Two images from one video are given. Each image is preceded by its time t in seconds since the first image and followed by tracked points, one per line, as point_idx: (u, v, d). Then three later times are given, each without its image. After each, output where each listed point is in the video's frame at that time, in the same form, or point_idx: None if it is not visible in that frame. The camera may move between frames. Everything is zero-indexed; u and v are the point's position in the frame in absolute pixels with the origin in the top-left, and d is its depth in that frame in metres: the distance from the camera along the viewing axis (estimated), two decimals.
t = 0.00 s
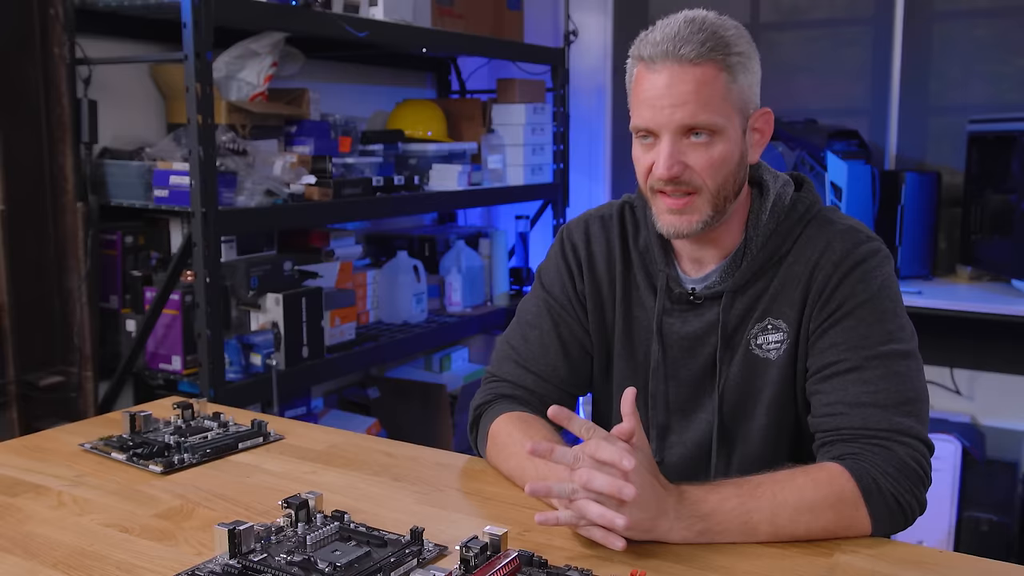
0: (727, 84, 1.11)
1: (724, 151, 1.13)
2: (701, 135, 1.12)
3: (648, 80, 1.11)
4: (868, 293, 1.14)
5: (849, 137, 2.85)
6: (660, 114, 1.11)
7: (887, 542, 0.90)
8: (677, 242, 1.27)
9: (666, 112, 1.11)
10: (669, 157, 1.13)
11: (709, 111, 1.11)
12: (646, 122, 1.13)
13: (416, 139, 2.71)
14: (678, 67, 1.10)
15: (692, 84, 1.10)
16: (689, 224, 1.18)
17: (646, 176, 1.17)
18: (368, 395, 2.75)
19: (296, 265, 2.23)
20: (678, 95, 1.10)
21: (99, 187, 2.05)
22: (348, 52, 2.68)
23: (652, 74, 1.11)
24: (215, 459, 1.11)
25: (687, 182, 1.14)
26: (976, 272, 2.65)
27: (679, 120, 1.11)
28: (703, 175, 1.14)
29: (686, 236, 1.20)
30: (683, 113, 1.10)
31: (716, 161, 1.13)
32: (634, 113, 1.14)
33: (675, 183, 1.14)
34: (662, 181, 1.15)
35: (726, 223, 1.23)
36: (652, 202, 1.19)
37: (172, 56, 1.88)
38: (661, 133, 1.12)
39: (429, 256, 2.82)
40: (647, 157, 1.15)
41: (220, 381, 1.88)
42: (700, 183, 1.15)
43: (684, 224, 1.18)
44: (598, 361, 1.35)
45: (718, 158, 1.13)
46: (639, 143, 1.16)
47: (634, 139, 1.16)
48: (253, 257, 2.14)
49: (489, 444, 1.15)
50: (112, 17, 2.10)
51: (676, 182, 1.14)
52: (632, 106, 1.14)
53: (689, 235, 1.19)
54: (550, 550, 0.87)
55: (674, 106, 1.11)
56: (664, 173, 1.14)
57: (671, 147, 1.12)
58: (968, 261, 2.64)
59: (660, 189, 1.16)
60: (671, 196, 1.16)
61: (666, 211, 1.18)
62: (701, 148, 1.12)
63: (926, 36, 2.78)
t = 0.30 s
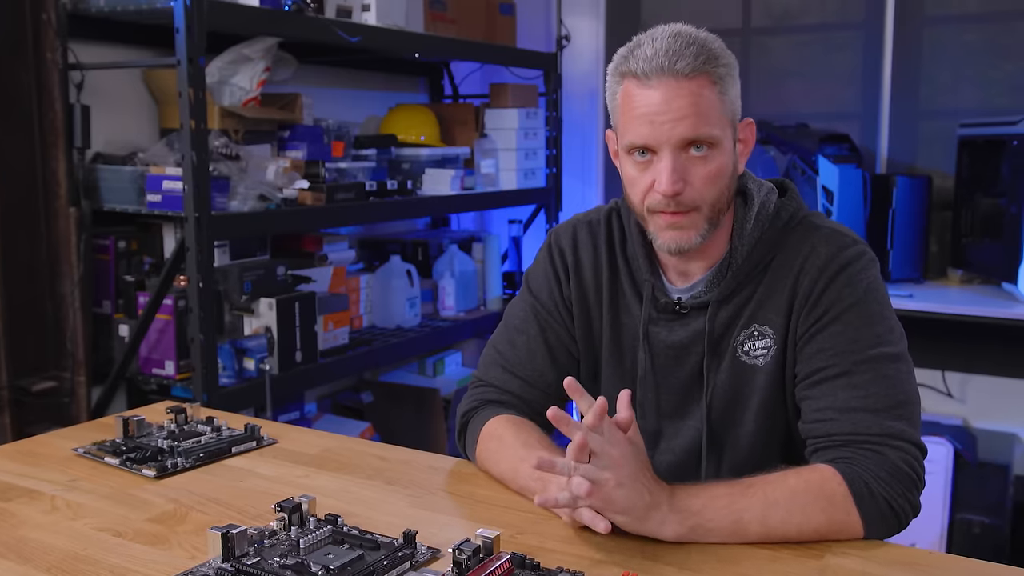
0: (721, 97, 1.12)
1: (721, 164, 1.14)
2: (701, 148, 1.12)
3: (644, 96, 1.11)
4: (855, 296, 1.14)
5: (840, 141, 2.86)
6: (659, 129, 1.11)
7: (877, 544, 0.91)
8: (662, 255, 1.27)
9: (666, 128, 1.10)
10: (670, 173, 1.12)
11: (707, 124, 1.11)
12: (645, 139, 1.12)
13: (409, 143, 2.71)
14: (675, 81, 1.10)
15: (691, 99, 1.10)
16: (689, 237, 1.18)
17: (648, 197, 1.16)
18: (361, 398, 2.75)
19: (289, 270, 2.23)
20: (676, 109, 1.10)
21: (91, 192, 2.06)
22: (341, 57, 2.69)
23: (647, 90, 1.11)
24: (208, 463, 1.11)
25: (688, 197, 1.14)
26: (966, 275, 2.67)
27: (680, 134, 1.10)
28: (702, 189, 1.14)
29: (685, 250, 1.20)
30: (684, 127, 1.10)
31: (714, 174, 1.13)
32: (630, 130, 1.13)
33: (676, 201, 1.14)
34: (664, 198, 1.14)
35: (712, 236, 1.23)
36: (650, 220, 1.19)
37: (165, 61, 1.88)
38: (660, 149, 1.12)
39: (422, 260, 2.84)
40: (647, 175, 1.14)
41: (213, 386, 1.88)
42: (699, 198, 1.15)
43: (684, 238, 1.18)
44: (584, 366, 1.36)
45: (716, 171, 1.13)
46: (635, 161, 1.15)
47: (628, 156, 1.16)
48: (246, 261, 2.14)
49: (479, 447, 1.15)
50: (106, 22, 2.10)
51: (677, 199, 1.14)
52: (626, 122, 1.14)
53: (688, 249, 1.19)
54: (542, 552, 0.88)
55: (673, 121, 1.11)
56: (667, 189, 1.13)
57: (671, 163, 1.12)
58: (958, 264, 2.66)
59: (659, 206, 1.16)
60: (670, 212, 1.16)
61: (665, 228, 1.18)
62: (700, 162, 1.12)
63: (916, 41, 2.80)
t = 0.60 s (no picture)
0: (723, 103, 1.12)
1: (722, 169, 1.14)
2: (702, 154, 1.12)
3: (647, 102, 1.11)
4: (854, 298, 1.14)
5: (842, 144, 2.86)
6: (661, 135, 1.11)
7: (879, 546, 0.91)
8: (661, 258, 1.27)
9: (668, 133, 1.11)
10: (671, 178, 1.12)
11: (709, 130, 1.11)
12: (647, 144, 1.12)
13: (410, 145, 2.71)
14: (677, 87, 1.10)
15: (693, 105, 1.10)
16: (688, 243, 1.18)
17: (648, 201, 1.16)
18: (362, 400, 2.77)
19: (291, 271, 2.23)
20: (678, 115, 1.10)
21: (94, 192, 2.02)
22: (343, 59, 2.69)
23: (650, 95, 1.11)
24: (211, 463, 1.11)
25: (688, 203, 1.14)
26: (968, 278, 2.67)
27: (682, 140, 1.11)
28: (703, 195, 1.14)
29: (685, 256, 1.20)
30: (686, 133, 1.10)
31: (715, 180, 1.14)
32: (631, 135, 1.14)
33: (677, 206, 1.15)
34: (664, 203, 1.14)
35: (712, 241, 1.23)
36: (649, 225, 1.19)
37: (168, 61, 1.88)
38: (661, 154, 1.12)
39: (424, 261, 2.83)
40: (648, 180, 1.15)
41: (215, 386, 1.88)
42: (699, 204, 1.15)
43: (684, 244, 1.18)
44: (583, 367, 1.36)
45: (716, 177, 1.14)
46: (636, 165, 1.15)
47: (629, 160, 1.16)
48: (247, 263, 2.14)
49: (482, 448, 1.15)
50: (109, 23, 2.10)
51: (678, 205, 1.14)
52: (628, 127, 1.14)
53: (687, 254, 1.20)
54: (545, 553, 0.88)
55: (675, 126, 1.11)
56: (668, 195, 1.13)
57: (672, 168, 1.12)
58: (959, 267, 2.66)
59: (659, 211, 1.16)
60: (670, 218, 1.16)
61: (665, 233, 1.18)
62: (701, 168, 1.13)
63: (918, 43, 2.80)
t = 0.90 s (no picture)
0: (733, 105, 1.11)
1: (732, 171, 1.13)
2: (713, 156, 1.11)
3: (657, 106, 1.10)
4: (864, 296, 1.13)
5: (849, 141, 2.85)
6: (673, 139, 1.10)
7: (887, 545, 0.91)
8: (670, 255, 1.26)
9: (679, 137, 1.10)
10: (682, 183, 1.12)
11: (721, 132, 1.10)
12: (658, 147, 1.12)
13: (416, 141, 2.71)
14: (688, 91, 1.09)
15: (705, 108, 1.09)
16: (701, 245, 1.18)
17: (659, 204, 1.16)
18: (367, 396, 2.77)
19: (297, 266, 2.23)
20: (689, 118, 1.09)
21: (100, 187, 2.04)
22: (349, 55, 2.69)
23: (660, 99, 1.10)
24: (217, 459, 1.11)
25: (700, 206, 1.14)
26: (975, 276, 2.65)
27: (693, 144, 1.10)
28: (714, 197, 1.14)
29: (698, 258, 1.20)
30: (697, 136, 1.10)
31: (726, 181, 1.13)
32: (642, 140, 1.13)
33: (689, 209, 1.14)
34: (676, 207, 1.14)
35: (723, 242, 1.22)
36: (661, 227, 1.19)
37: (174, 57, 1.88)
38: (672, 158, 1.11)
39: (430, 259, 2.81)
40: (659, 183, 1.14)
41: (221, 382, 1.88)
42: (711, 205, 1.15)
43: (697, 247, 1.19)
44: (590, 364, 1.35)
45: (728, 178, 1.13)
46: (647, 168, 1.15)
47: (640, 163, 1.16)
48: (253, 258, 2.14)
49: (485, 445, 1.15)
50: (115, 18, 2.10)
51: (689, 207, 1.14)
52: (638, 130, 1.13)
53: (700, 257, 1.20)
54: (552, 551, 0.87)
55: (687, 130, 1.10)
56: (679, 200, 1.13)
57: (683, 172, 1.12)
58: (966, 265, 2.65)
59: (670, 214, 1.16)
60: (681, 221, 1.16)
61: (677, 236, 1.18)
62: (712, 170, 1.12)
63: (925, 40, 2.79)
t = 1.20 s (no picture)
0: (744, 106, 1.11)
1: (743, 173, 1.13)
2: (724, 158, 1.11)
3: (668, 107, 1.10)
4: (876, 293, 1.13)
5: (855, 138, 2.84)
6: (684, 140, 1.10)
7: (895, 544, 0.90)
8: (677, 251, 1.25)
9: (691, 139, 1.09)
10: (693, 186, 1.11)
11: (732, 134, 1.10)
12: (668, 150, 1.11)
13: (421, 137, 2.70)
14: (699, 92, 1.09)
15: (716, 109, 1.09)
16: (708, 251, 1.18)
17: (669, 207, 1.15)
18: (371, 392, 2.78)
19: (301, 262, 2.23)
20: (700, 120, 1.09)
21: (105, 183, 2.04)
22: (354, 50, 2.68)
23: (671, 100, 1.10)
24: (222, 456, 1.10)
25: (710, 210, 1.13)
26: (981, 274, 2.64)
27: (705, 146, 1.09)
28: (724, 200, 1.13)
29: (706, 261, 1.20)
30: (708, 138, 1.09)
31: (736, 184, 1.13)
32: (652, 142, 1.12)
33: (698, 214, 1.13)
34: (686, 212, 1.13)
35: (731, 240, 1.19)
36: (671, 231, 1.18)
37: (179, 52, 1.88)
38: (683, 160, 1.11)
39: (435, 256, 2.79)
40: (669, 187, 1.14)
41: (225, 378, 1.88)
42: (721, 209, 1.14)
43: (705, 252, 1.18)
44: (595, 361, 1.35)
45: (738, 181, 1.12)
46: (656, 170, 1.14)
47: (649, 165, 1.15)
48: (257, 255, 2.14)
49: (488, 441, 1.14)
50: (119, 14, 2.10)
51: (700, 212, 1.13)
52: (647, 132, 1.13)
53: (708, 260, 1.20)
54: (557, 549, 0.87)
55: (698, 131, 1.09)
56: (690, 203, 1.12)
57: (694, 175, 1.11)
58: (972, 263, 2.64)
59: (681, 220, 1.15)
60: (691, 227, 1.16)
61: (687, 242, 1.18)
62: (722, 173, 1.11)
63: (932, 37, 2.77)
